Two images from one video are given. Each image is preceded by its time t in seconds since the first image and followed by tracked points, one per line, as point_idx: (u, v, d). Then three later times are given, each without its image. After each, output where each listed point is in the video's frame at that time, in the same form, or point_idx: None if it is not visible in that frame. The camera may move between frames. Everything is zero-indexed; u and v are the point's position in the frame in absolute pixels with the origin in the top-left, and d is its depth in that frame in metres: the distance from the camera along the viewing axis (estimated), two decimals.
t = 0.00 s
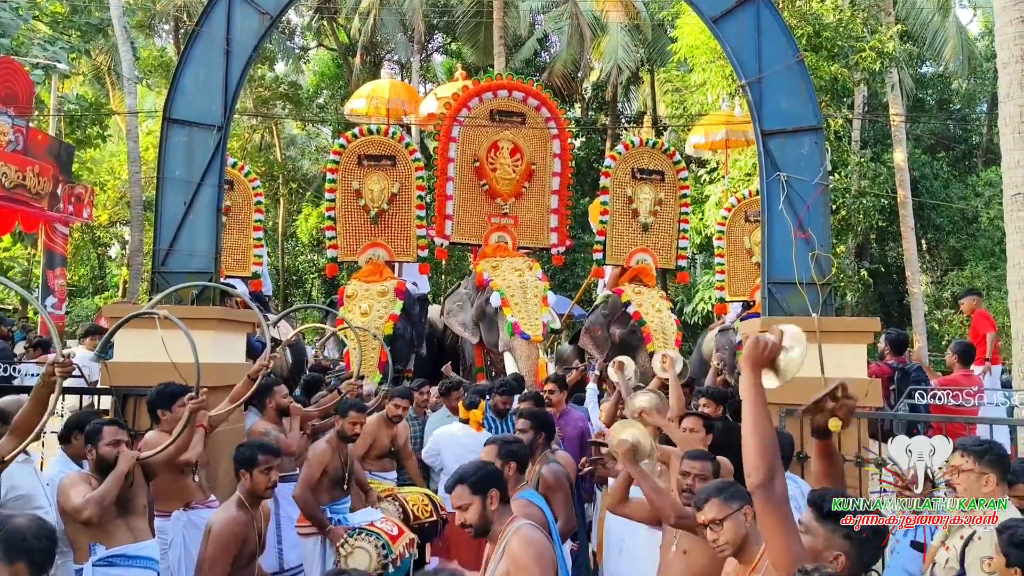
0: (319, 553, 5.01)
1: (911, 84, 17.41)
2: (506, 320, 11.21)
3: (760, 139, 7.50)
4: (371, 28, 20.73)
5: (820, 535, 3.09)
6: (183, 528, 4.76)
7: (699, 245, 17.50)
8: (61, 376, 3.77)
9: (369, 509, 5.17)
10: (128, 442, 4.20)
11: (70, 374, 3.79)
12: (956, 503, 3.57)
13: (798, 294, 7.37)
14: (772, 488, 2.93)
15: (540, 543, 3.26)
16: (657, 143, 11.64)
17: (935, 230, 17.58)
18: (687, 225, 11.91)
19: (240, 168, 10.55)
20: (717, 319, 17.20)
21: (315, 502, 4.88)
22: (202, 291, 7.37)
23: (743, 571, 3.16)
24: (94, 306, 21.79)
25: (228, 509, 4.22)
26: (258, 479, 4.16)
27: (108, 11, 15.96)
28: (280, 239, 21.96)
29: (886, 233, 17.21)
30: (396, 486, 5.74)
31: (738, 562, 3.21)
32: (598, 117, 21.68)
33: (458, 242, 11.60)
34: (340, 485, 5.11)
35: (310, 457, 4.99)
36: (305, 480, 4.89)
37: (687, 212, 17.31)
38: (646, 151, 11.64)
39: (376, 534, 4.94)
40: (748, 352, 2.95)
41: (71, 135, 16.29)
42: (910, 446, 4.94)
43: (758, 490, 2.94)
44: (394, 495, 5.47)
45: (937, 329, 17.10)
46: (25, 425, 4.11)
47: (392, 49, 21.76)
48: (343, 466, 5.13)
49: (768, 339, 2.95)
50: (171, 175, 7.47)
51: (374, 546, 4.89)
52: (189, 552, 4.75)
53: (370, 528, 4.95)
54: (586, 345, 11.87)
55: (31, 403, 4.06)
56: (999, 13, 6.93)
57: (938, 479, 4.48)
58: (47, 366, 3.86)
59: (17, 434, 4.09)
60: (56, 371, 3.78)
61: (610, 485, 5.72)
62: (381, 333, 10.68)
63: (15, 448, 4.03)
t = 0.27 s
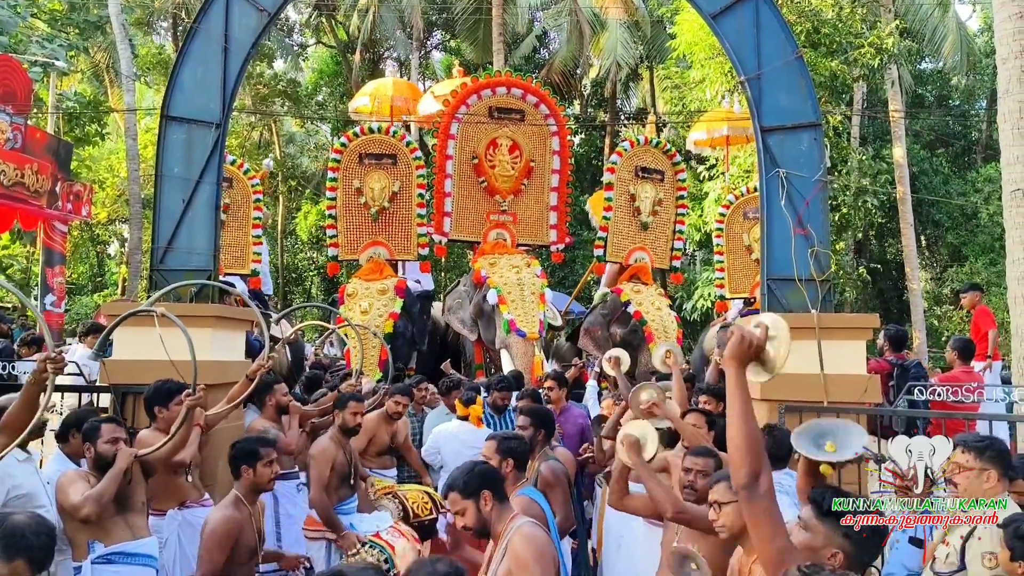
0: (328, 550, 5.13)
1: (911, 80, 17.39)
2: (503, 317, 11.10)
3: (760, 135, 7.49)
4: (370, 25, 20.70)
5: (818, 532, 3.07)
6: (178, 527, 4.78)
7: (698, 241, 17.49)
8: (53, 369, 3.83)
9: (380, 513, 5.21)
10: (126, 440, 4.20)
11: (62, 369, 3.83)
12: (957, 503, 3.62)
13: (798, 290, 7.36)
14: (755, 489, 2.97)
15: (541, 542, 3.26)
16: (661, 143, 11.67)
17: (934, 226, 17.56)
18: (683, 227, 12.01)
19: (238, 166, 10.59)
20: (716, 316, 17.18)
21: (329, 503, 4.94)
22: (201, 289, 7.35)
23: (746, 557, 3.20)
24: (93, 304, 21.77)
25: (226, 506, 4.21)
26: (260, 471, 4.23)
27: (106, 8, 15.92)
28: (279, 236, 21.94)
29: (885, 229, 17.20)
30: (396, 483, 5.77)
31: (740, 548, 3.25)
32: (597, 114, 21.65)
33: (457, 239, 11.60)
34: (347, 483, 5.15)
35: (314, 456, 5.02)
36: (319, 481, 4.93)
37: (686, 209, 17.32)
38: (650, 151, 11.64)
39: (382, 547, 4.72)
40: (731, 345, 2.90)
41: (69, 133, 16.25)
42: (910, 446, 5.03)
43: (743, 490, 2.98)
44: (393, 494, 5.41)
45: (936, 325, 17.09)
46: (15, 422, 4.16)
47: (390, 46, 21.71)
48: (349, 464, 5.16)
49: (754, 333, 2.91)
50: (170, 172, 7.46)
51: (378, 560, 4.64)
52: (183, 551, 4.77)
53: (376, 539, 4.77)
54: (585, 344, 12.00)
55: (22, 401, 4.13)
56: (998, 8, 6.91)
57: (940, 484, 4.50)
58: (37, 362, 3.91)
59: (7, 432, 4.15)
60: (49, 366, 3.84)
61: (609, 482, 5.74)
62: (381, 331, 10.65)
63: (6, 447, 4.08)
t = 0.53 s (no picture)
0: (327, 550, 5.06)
1: (910, 76, 17.38)
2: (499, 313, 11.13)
3: (759, 131, 7.48)
4: (369, 21, 20.64)
5: (816, 527, 3.05)
6: (175, 524, 4.78)
7: (697, 238, 17.48)
8: (49, 365, 3.82)
9: (383, 513, 5.19)
10: (125, 437, 4.19)
11: (56, 364, 3.83)
12: (956, 503, 3.57)
13: (797, 287, 7.35)
14: (758, 485, 2.95)
15: (535, 538, 3.25)
16: (656, 139, 11.72)
17: (933, 223, 17.56)
18: (679, 223, 12.00)
19: (235, 163, 10.63)
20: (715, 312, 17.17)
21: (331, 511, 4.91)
22: (200, 287, 7.37)
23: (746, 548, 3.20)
24: (92, 301, 21.74)
25: (226, 505, 4.21)
26: (271, 473, 4.23)
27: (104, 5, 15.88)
28: (278, 234, 21.91)
29: (885, 226, 17.19)
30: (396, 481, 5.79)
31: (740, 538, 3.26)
32: (596, 111, 21.64)
33: (456, 237, 11.61)
34: (353, 487, 5.10)
35: (319, 461, 4.98)
36: (320, 489, 4.91)
37: (685, 206, 17.31)
38: (646, 147, 11.68)
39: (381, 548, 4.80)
40: (722, 345, 2.98)
41: (67, 130, 16.21)
42: (910, 446, 5.39)
43: (746, 488, 2.96)
44: (392, 491, 5.47)
45: (935, 321, 17.10)
46: (11, 417, 4.15)
47: (389, 43, 21.67)
48: (354, 467, 5.12)
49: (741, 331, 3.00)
50: (168, 169, 7.44)
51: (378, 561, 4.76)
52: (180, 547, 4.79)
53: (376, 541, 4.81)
54: (582, 342, 12.03)
55: (17, 396, 4.14)
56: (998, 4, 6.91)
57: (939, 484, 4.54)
58: (33, 357, 3.90)
59: (3, 427, 4.13)
60: (45, 361, 3.83)
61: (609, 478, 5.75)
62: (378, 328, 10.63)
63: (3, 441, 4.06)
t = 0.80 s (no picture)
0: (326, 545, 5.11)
1: (911, 73, 17.38)
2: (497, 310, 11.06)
3: (759, 128, 7.48)
4: (369, 18, 20.61)
5: (817, 525, 3.00)
6: (176, 518, 4.76)
7: (697, 235, 17.47)
8: (47, 359, 3.83)
9: (384, 510, 5.19)
10: (126, 433, 4.20)
11: (56, 358, 3.84)
12: (956, 503, 3.58)
13: (797, 284, 7.34)
14: (749, 489, 2.89)
15: (534, 534, 3.24)
16: (650, 135, 11.75)
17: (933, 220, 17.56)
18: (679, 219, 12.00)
19: (235, 159, 10.66)
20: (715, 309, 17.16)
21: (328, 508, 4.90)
22: (201, 284, 7.39)
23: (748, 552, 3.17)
24: (92, 298, 21.74)
25: (229, 502, 4.20)
26: (275, 475, 4.21)
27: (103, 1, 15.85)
28: (278, 231, 21.91)
29: (885, 223, 17.18)
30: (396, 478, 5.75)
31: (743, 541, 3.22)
32: (596, 108, 21.63)
33: (456, 233, 11.61)
34: (355, 486, 5.10)
35: (320, 458, 4.98)
36: (317, 487, 4.91)
37: (685, 203, 17.30)
38: (640, 143, 11.72)
39: (381, 546, 4.92)
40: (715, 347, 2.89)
41: (67, 126, 16.18)
42: (911, 446, 5.21)
43: (736, 492, 2.90)
44: (395, 487, 5.47)
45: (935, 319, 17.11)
46: (10, 412, 4.17)
47: (389, 40, 21.65)
48: (357, 467, 5.11)
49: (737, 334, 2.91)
50: (168, 166, 7.44)
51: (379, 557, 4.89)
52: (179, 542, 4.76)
53: (376, 538, 4.93)
54: (581, 339, 12.04)
55: (14, 393, 4.14)
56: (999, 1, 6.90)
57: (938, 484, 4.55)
58: (33, 353, 3.90)
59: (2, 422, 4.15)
60: (43, 355, 3.83)
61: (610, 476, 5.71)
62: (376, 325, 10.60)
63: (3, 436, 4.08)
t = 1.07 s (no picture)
0: (324, 547, 4.97)
1: (912, 71, 17.37)
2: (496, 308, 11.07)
3: (759, 126, 7.47)
4: (369, 15, 20.59)
5: (814, 522, 2.95)
6: (176, 514, 4.75)
7: (698, 233, 17.46)
8: (47, 355, 3.84)
9: (381, 505, 5.17)
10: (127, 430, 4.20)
11: (55, 353, 3.84)
12: (956, 503, 3.56)
13: (798, 282, 7.34)
14: (750, 484, 2.88)
15: (529, 531, 3.23)
16: (646, 131, 11.73)
17: (934, 218, 17.55)
18: (678, 213, 11.91)
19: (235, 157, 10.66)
20: (716, 307, 17.15)
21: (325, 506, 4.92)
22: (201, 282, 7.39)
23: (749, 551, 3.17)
24: (92, 296, 21.74)
25: (231, 500, 4.20)
26: (282, 479, 4.22)
27: None
28: (278, 228, 21.91)
29: (885, 221, 17.17)
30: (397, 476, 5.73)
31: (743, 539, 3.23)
32: (597, 105, 21.62)
33: (457, 231, 11.61)
34: (354, 485, 5.11)
35: (321, 456, 4.98)
36: (318, 484, 4.92)
37: (685, 200, 17.27)
38: (634, 140, 11.73)
39: (381, 541, 4.88)
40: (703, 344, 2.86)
41: (67, 124, 16.17)
42: (911, 446, 5.44)
43: (737, 486, 2.88)
44: (395, 485, 5.45)
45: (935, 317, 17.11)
46: (11, 407, 4.16)
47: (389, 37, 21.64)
48: (358, 467, 5.12)
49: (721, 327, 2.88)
50: (168, 164, 7.45)
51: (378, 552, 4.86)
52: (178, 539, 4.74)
53: (375, 533, 4.88)
54: (581, 337, 12.05)
55: (13, 388, 4.14)
56: None
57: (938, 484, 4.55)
58: (33, 349, 3.90)
59: (3, 418, 4.14)
60: (43, 351, 3.84)
61: (612, 473, 5.70)
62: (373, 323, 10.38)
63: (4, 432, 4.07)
